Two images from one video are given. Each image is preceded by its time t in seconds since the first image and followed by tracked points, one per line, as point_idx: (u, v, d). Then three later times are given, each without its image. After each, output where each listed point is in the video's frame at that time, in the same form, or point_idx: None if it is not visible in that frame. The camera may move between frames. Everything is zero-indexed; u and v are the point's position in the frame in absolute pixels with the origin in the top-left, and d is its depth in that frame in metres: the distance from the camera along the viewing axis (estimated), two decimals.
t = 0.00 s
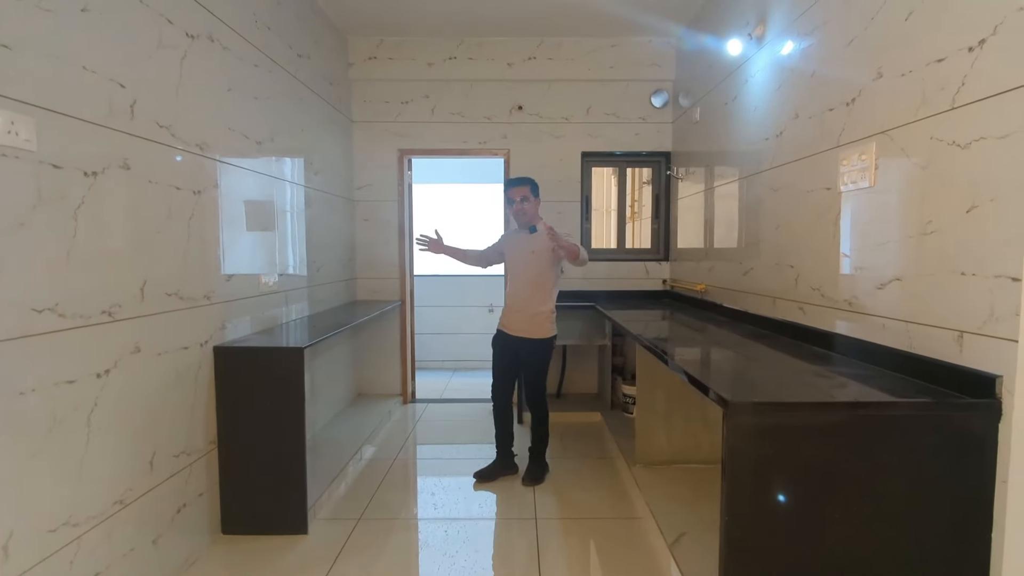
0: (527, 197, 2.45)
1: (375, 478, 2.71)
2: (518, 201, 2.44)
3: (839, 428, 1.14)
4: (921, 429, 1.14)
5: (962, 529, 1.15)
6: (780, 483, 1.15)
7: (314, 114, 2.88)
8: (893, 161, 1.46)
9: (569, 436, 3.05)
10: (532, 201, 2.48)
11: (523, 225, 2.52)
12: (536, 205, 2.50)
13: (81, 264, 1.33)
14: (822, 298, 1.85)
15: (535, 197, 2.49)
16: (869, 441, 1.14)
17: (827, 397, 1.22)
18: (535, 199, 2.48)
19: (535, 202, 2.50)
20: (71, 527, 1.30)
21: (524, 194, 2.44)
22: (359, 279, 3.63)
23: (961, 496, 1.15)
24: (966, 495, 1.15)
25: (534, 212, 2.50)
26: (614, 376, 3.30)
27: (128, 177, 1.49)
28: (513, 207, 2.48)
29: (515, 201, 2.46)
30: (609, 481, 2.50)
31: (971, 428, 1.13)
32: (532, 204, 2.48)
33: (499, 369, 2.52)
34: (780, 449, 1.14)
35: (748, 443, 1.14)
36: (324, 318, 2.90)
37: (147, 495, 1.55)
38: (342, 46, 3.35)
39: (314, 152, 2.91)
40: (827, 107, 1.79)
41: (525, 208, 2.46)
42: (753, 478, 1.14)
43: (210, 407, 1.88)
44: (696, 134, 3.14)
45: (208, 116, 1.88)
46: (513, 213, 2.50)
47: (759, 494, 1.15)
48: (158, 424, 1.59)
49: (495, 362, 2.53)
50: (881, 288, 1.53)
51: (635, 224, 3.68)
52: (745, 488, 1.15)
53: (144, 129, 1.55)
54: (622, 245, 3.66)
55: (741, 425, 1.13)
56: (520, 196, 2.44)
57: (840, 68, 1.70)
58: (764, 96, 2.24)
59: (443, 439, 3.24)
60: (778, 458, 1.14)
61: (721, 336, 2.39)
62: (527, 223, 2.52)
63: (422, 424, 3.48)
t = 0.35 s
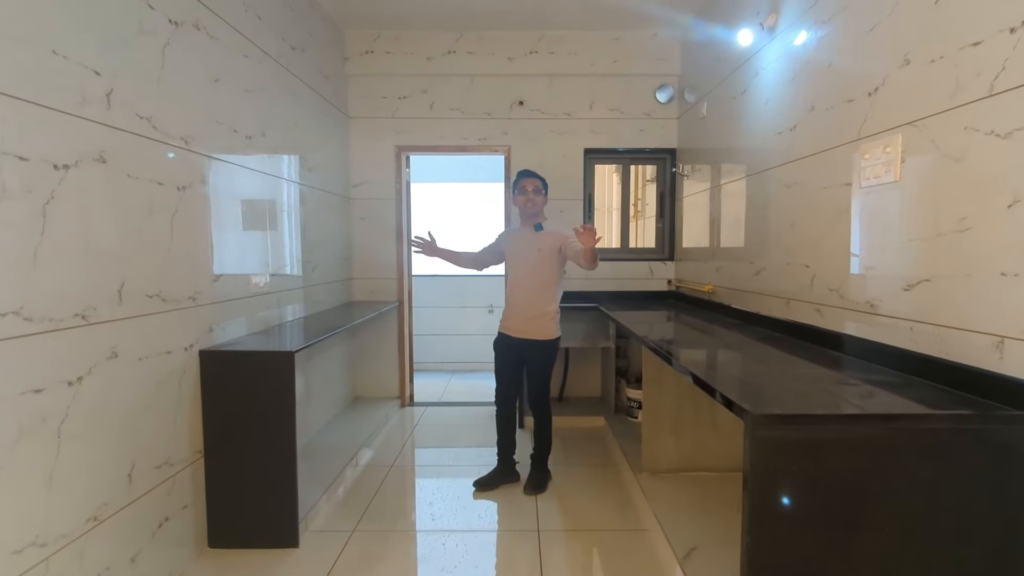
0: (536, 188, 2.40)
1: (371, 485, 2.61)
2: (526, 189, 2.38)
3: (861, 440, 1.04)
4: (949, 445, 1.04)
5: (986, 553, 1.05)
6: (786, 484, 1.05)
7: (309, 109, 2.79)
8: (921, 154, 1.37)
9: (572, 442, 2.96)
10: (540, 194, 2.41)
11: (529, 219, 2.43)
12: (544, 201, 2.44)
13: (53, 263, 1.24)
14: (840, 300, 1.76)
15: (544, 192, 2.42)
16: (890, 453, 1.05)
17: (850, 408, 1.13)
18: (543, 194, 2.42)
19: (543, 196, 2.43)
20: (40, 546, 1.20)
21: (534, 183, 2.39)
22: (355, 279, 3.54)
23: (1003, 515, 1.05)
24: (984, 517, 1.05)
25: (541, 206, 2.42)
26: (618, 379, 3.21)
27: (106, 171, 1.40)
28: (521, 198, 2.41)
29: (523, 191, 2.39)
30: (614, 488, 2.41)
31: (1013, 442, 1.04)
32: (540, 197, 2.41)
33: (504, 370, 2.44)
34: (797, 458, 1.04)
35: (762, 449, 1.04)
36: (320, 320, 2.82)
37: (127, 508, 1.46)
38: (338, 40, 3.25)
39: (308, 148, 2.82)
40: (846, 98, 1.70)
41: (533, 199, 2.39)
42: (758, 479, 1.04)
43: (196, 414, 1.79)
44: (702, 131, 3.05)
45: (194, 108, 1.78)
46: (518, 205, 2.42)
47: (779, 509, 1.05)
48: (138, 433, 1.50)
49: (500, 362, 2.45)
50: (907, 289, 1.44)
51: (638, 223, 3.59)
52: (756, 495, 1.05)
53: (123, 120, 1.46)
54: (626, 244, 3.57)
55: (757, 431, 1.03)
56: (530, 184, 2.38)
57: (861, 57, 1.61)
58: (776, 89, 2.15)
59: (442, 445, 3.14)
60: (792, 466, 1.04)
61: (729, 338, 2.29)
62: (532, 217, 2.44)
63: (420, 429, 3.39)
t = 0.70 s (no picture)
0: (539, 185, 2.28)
1: (363, 498, 2.50)
2: (529, 186, 2.26)
3: (898, 469, 0.93)
4: (1000, 476, 0.93)
5: None
6: (820, 521, 0.93)
7: (299, 105, 2.67)
8: (959, 148, 1.25)
9: (573, 451, 2.84)
10: (543, 193, 2.29)
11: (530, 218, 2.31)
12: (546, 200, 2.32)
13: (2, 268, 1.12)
14: (861, 306, 1.64)
15: (547, 190, 2.31)
16: (929, 485, 0.93)
17: (885, 432, 1.01)
18: (547, 192, 2.30)
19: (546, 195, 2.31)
20: None
21: (537, 180, 2.28)
22: (349, 281, 3.43)
23: None
24: None
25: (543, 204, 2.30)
26: (620, 386, 3.09)
27: (67, 168, 1.28)
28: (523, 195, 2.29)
29: (524, 189, 2.27)
30: (618, 502, 2.30)
31: None
32: (543, 195, 2.29)
33: (502, 376, 2.32)
34: (827, 489, 0.93)
35: (788, 478, 0.92)
36: (311, 325, 2.70)
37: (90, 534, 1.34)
38: (331, 33, 3.13)
39: (299, 146, 2.71)
40: (868, 90, 1.58)
41: (535, 197, 2.27)
42: (787, 512, 0.93)
43: (172, 428, 1.67)
44: (708, 128, 2.93)
45: (170, 101, 1.67)
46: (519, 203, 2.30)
47: (811, 547, 0.93)
48: (103, 452, 1.39)
49: (497, 369, 2.33)
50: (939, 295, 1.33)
51: (642, 223, 3.48)
52: (786, 531, 0.93)
53: (88, 113, 1.34)
54: (628, 245, 3.46)
55: (784, 459, 0.91)
56: (533, 182, 2.27)
57: (886, 45, 1.50)
58: (790, 83, 2.03)
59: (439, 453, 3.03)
60: (825, 497, 0.93)
61: (739, 344, 2.18)
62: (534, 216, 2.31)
63: (416, 437, 3.27)
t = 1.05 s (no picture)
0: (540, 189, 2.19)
1: (356, 514, 2.40)
2: (529, 190, 2.16)
3: (935, 504, 0.83)
4: None
5: None
6: (850, 559, 0.84)
7: (290, 106, 2.58)
8: (991, 146, 1.16)
9: (574, 464, 2.74)
10: (544, 197, 2.19)
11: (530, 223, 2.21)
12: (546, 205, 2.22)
13: None
14: (881, 314, 1.55)
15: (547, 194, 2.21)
16: (972, 520, 0.83)
17: (920, 458, 0.92)
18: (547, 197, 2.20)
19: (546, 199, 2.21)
20: None
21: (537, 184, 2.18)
22: (343, 287, 3.33)
23: None
24: None
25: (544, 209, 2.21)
26: (623, 395, 3.00)
27: (28, 169, 1.19)
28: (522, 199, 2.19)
29: (524, 193, 2.17)
30: (622, 519, 2.20)
31: None
32: (543, 200, 2.19)
33: (501, 387, 2.22)
34: (857, 525, 0.83)
35: (814, 512, 0.83)
36: (302, 333, 2.61)
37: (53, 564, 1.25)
38: (324, 32, 3.04)
39: (290, 147, 2.62)
40: (887, 85, 1.49)
41: (536, 201, 2.17)
42: (814, 550, 0.83)
43: (150, 446, 1.58)
44: (713, 128, 2.84)
45: (148, 99, 1.58)
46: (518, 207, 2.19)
47: None
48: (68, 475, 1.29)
49: (496, 379, 2.23)
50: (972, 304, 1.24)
51: (644, 227, 3.39)
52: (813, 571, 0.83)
53: (53, 111, 1.25)
54: (630, 250, 3.36)
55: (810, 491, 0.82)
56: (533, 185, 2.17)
57: (908, 37, 1.41)
58: (801, 80, 1.94)
59: (436, 465, 2.93)
60: (857, 534, 0.83)
61: (747, 352, 2.08)
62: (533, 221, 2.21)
63: (412, 447, 3.17)
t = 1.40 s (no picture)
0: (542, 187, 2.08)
1: (350, 524, 2.32)
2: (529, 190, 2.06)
3: (978, 531, 0.75)
4: None
5: None
6: None
7: (283, 102, 2.51)
8: None
9: (577, 471, 2.65)
10: (546, 195, 2.10)
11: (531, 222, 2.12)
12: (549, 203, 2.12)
13: None
14: (902, 318, 1.47)
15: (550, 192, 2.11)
16: None
17: (962, 477, 0.83)
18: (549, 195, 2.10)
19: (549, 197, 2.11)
20: None
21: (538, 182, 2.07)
22: (339, 288, 3.25)
23: None
24: None
25: (546, 209, 2.11)
26: (626, 399, 2.92)
27: None
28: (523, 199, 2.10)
29: (524, 193, 2.08)
30: (628, 528, 2.11)
31: None
32: (545, 199, 2.09)
33: (502, 392, 2.14)
34: (896, 553, 0.75)
35: (847, 540, 0.74)
36: (296, 336, 2.53)
37: None
38: (318, 27, 2.96)
39: (283, 144, 2.54)
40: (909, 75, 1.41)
41: (535, 202, 2.08)
42: None
43: (129, 457, 1.49)
44: (718, 125, 2.76)
45: (128, 90, 1.50)
46: (519, 207, 2.11)
47: None
48: (37, 489, 1.21)
49: (497, 384, 2.15)
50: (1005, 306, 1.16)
51: (647, 227, 3.31)
52: None
53: (21, 99, 1.18)
54: (633, 250, 3.28)
55: (844, 518, 0.73)
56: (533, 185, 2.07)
57: (932, 22, 1.33)
58: (813, 72, 1.86)
59: (433, 471, 2.85)
60: (894, 563, 0.75)
61: (757, 356, 2.00)
62: (535, 221, 2.12)
63: (409, 452, 3.09)
